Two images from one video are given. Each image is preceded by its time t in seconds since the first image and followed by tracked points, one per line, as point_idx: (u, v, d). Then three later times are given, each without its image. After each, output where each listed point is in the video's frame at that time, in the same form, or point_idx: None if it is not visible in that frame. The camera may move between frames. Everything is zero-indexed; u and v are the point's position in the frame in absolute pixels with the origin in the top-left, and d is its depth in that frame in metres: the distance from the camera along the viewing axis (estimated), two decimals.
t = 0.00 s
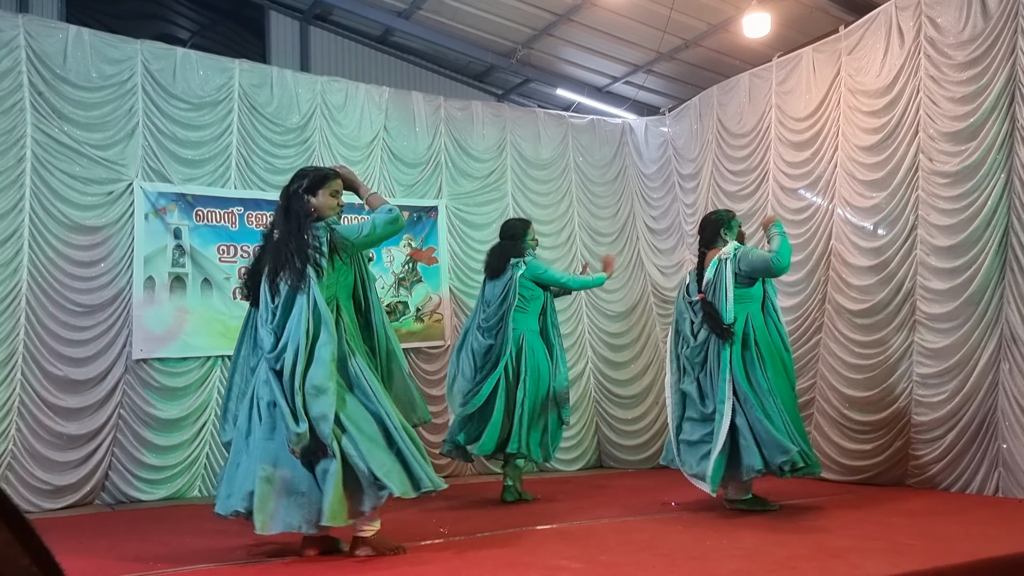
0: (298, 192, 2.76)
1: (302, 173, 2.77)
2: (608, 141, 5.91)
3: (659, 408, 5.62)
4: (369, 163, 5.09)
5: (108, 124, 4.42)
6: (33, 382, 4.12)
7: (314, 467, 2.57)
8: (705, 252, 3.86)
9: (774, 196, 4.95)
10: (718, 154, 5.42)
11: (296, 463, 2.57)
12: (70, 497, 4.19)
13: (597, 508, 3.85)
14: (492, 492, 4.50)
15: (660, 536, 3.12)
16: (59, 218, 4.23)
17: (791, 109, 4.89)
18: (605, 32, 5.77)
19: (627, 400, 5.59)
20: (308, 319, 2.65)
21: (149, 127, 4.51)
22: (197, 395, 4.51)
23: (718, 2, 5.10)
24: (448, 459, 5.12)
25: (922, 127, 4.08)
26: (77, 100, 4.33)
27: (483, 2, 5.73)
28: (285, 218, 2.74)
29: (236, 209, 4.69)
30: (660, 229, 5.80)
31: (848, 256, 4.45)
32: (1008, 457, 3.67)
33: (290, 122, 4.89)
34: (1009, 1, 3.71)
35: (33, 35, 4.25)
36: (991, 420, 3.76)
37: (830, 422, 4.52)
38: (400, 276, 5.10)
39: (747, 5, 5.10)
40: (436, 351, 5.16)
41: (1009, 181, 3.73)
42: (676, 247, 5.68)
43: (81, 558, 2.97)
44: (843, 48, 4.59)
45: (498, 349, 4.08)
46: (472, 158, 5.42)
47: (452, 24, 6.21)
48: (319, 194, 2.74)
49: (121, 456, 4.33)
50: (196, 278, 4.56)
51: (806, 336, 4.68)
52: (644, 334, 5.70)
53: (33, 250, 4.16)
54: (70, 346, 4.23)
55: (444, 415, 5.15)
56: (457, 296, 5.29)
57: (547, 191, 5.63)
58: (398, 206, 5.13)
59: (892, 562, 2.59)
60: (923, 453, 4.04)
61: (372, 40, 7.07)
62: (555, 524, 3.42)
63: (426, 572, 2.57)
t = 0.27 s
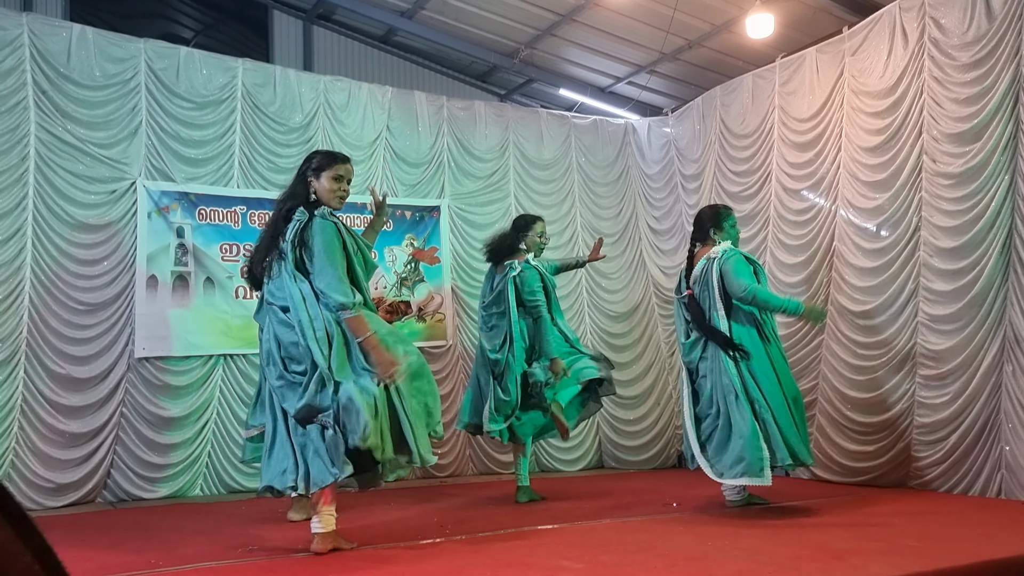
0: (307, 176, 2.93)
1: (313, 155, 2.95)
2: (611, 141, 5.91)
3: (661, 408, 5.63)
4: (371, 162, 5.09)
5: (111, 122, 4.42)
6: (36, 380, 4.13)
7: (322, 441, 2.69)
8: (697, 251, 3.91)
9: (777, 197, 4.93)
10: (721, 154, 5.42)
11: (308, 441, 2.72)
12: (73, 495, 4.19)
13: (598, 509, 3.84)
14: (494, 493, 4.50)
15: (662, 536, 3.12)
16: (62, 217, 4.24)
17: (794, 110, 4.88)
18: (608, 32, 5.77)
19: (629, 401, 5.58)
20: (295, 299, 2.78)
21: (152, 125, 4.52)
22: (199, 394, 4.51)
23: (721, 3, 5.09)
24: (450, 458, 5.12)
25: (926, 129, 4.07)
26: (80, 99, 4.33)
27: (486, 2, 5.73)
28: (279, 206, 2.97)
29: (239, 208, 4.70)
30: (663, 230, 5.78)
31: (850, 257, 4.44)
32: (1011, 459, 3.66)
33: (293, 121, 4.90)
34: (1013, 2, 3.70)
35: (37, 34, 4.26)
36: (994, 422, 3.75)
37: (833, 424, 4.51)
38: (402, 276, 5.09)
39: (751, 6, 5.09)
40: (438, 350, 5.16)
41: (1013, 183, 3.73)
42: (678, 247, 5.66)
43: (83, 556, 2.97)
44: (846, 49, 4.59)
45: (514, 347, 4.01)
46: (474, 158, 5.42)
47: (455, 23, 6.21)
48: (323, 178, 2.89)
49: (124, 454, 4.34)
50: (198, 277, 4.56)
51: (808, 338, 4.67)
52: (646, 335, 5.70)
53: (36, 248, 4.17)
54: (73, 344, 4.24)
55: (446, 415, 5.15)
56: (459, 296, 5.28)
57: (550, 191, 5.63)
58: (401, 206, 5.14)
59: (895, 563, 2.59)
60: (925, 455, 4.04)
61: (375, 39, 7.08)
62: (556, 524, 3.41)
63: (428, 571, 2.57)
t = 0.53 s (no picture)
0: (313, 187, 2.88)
1: (318, 163, 2.90)
2: (613, 142, 5.91)
3: (663, 408, 5.63)
4: (374, 162, 5.09)
5: (114, 122, 4.43)
6: (38, 378, 4.14)
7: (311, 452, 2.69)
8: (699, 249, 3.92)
9: (779, 198, 4.93)
10: (723, 155, 5.41)
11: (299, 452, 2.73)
12: (75, 494, 4.20)
13: (600, 509, 3.84)
14: (495, 492, 4.50)
15: (663, 537, 3.11)
16: (65, 216, 4.25)
17: (797, 111, 4.88)
18: (611, 33, 5.77)
19: (630, 401, 5.58)
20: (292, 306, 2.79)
21: (155, 125, 4.52)
22: (201, 393, 4.52)
23: (723, 3, 5.09)
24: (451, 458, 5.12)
25: (929, 129, 4.07)
26: (83, 98, 4.34)
27: (489, 3, 5.73)
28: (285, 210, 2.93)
29: (241, 207, 4.70)
30: (665, 230, 5.78)
31: (852, 258, 4.44)
32: (1013, 461, 3.65)
33: (295, 121, 4.90)
34: (1016, 3, 3.69)
35: (41, 33, 4.27)
36: (997, 424, 3.74)
37: (835, 425, 4.50)
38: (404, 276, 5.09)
39: (753, 6, 5.09)
40: (440, 350, 5.16)
41: (1016, 184, 3.72)
42: (680, 248, 5.68)
43: (84, 555, 2.97)
44: (849, 49, 4.58)
45: (518, 348, 3.99)
46: (477, 158, 5.43)
47: (457, 24, 6.21)
48: (332, 188, 2.88)
49: (126, 453, 4.34)
50: (200, 276, 4.57)
51: (810, 339, 4.66)
52: (648, 336, 5.70)
53: (39, 247, 4.18)
54: (76, 343, 4.24)
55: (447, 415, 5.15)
56: (461, 296, 5.29)
57: (552, 191, 5.63)
58: (403, 206, 5.14)
59: (898, 565, 2.58)
60: (927, 456, 4.03)
61: (377, 40, 7.08)
62: (558, 525, 3.41)
63: (429, 571, 2.57)
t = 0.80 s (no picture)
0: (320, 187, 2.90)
1: (329, 165, 2.90)
2: (614, 143, 5.91)
3: (664, 410, 5.63)
4: (375, 163, 5.10)
5: (116, 123, 4.44)
6: (40, 379, 4.14)
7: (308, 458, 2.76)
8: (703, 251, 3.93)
9: (780, 198, 4.92)
10: (724, 156, 5.41)
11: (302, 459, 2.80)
12: (76, 495, 4.20)
13: (601, 510, 3.84)
14: (496, 493, 4.49)
15: (664, 538, 3.11)
16: (67, 217, 4.26)
17: (798, 112, 4.87)
18: (613, 34, 5.77)
19: (632, 402, 5.57)
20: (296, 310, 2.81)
21: (156, 126, 4.53)
22: (202, 394, 4.52)
23: (724, 4, 5.08)
24: (452, 459, 5.12)
25: (930, 130, 4.06)
26: (85, 99, 4.35)
27: (490, 4, 5.73)
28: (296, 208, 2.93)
29: (243, 208, 4.71)
30: (666, 231, 5.79)
31: (854, 259, 4.43)
32: (1015, 462, 3.64)
33: (296, 122, 4.90)
34: (1018, 4, 3.69)
35: (43, 34, 4.28)
36: (998, 425, 3.73)
37: (836, 426, 4.49)
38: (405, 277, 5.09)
39: (755, 7, 5.08)
40: (441, 351, 5.16)
41: (1017, 185, 3.72)
42: (681, 249, 5.70)
43: (85, 555, 2.98)
44: (850, 50, 4.58)
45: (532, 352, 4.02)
46: (478, 159, 5.43)
47: (459, 25, 6.22)
48: (343, 190, 2.88)
49: (127, 454, 4.34)
50: (202, 277, 4.57)
51: (812, 340, 4.66)
52: (649, 337, 5.70)
53: (41, 248, 4.18)
54: (77, 343, 4.24)
55: (448, 416, 5.15)
56: (462, 297, 5.28)
57: (553, 192, 5.64)
58: (404, 207, 5.14)
59: (899, 566, 2.58)
60: (928, 458, 4.02)
61: (378, 41, 7.09)
62: (559, 526, 3.41)
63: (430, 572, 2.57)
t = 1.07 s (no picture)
0: (320, 181, 2.88)
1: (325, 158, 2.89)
2: (614, 144, 5.91)
3: (664, 411, 5.64)
4: (375, 164, 5.10)
5: (117, 123, 4.44)
6: (40, 379, 4.14)
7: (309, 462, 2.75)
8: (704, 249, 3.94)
9: (781, 199, 4.92)
10: (725, 157, 5.41)
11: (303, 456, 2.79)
12: (77, 495, 4.21)
13: (601, 511, 3.84)
14: (496, 494, 4.49)
15: (664, 539, 3.11)
16: (68, 217, 4.26)
17: (799, 113, 4.87)
18: (614, 35, 5.77)
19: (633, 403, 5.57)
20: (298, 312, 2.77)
21: (157, 127, 4.53)
22: (203, 394, 4.53)
23: (725, 4, 5.08)
24: (452, 460, 5.12)
25: (931, 132, 4.06)
26: (86, 100, 4.35)
27: (490, 4, 5.73)
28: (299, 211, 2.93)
29: (243, 209, 4.71)
30: (666, 232, 5.80)
31: (854, 260, 4.43)
32: (1015, 463, 3.64)
33: (297, 123, 4.91)
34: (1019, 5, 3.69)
35: (44, 35, 4.28)
36: (999, 427, 3.73)
37: (838, 427, 4.48)
38: (406, 277, 5.10)
39: (755, 8, 5.08)
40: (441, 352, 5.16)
41: (1017, 187, 3.71)
42: (682, 250, 5.70)
43: (86, 555, 2.98)
44: (851, 51, 4.57)
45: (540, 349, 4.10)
46: (478, 159, 5.43)
47: (460, 25, 6.22)
48: (338, 183, 2.85)
49: (127, 454, 4.35)
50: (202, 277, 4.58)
51: (812, 341, 4.65)
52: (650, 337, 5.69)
53: (42, 248, 4.19)
54: (78, 343, 4.25)
55: (448, 416, 5.15)
56: (462, 297, 5.28)
57: (554, 193, 5.64)
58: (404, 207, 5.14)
59: (899, 567, 2.57)
60: (929, 459, 4.02)
61: (379, 41, 7.09)
62: (559, 526, 3.41)
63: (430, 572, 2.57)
